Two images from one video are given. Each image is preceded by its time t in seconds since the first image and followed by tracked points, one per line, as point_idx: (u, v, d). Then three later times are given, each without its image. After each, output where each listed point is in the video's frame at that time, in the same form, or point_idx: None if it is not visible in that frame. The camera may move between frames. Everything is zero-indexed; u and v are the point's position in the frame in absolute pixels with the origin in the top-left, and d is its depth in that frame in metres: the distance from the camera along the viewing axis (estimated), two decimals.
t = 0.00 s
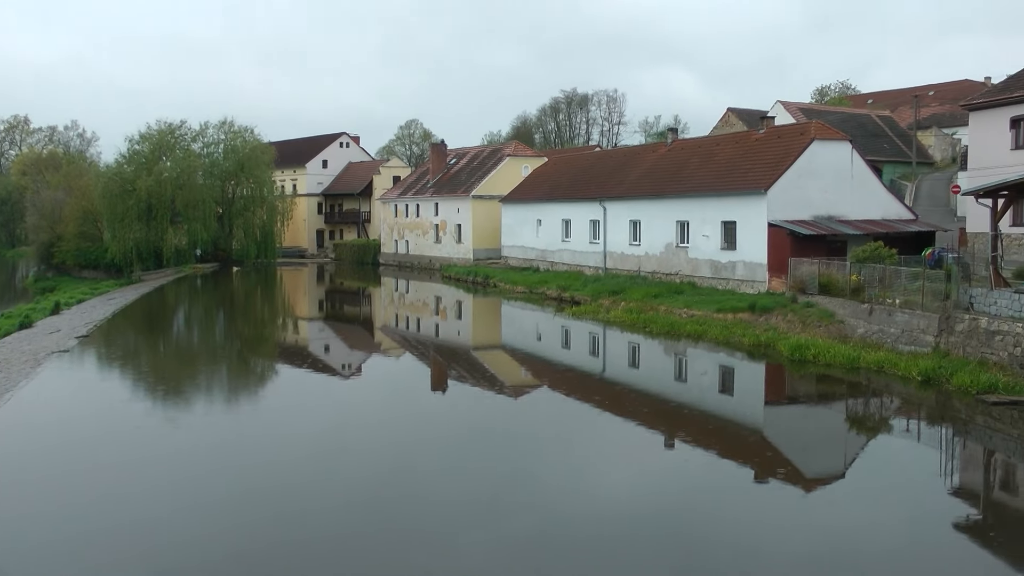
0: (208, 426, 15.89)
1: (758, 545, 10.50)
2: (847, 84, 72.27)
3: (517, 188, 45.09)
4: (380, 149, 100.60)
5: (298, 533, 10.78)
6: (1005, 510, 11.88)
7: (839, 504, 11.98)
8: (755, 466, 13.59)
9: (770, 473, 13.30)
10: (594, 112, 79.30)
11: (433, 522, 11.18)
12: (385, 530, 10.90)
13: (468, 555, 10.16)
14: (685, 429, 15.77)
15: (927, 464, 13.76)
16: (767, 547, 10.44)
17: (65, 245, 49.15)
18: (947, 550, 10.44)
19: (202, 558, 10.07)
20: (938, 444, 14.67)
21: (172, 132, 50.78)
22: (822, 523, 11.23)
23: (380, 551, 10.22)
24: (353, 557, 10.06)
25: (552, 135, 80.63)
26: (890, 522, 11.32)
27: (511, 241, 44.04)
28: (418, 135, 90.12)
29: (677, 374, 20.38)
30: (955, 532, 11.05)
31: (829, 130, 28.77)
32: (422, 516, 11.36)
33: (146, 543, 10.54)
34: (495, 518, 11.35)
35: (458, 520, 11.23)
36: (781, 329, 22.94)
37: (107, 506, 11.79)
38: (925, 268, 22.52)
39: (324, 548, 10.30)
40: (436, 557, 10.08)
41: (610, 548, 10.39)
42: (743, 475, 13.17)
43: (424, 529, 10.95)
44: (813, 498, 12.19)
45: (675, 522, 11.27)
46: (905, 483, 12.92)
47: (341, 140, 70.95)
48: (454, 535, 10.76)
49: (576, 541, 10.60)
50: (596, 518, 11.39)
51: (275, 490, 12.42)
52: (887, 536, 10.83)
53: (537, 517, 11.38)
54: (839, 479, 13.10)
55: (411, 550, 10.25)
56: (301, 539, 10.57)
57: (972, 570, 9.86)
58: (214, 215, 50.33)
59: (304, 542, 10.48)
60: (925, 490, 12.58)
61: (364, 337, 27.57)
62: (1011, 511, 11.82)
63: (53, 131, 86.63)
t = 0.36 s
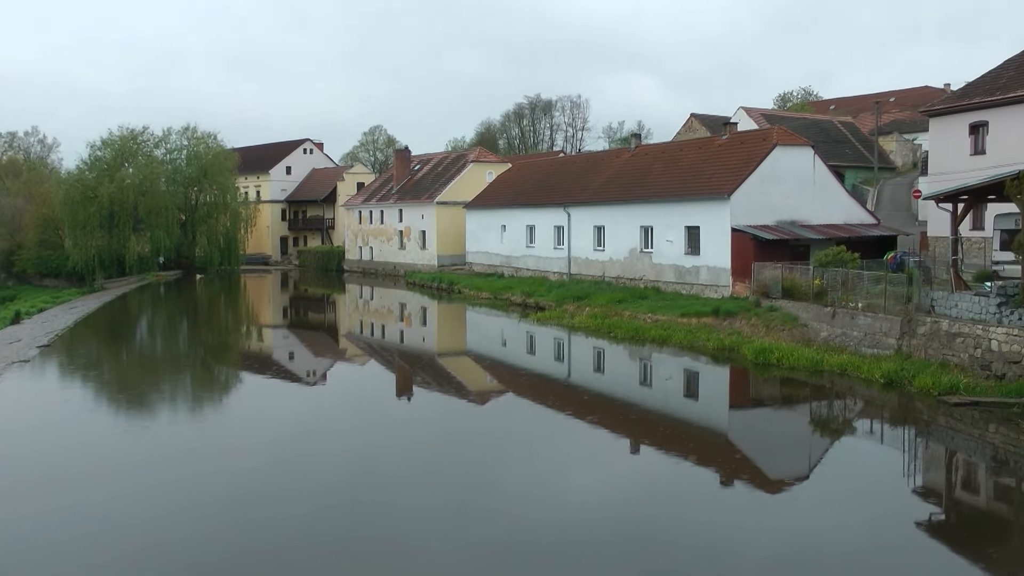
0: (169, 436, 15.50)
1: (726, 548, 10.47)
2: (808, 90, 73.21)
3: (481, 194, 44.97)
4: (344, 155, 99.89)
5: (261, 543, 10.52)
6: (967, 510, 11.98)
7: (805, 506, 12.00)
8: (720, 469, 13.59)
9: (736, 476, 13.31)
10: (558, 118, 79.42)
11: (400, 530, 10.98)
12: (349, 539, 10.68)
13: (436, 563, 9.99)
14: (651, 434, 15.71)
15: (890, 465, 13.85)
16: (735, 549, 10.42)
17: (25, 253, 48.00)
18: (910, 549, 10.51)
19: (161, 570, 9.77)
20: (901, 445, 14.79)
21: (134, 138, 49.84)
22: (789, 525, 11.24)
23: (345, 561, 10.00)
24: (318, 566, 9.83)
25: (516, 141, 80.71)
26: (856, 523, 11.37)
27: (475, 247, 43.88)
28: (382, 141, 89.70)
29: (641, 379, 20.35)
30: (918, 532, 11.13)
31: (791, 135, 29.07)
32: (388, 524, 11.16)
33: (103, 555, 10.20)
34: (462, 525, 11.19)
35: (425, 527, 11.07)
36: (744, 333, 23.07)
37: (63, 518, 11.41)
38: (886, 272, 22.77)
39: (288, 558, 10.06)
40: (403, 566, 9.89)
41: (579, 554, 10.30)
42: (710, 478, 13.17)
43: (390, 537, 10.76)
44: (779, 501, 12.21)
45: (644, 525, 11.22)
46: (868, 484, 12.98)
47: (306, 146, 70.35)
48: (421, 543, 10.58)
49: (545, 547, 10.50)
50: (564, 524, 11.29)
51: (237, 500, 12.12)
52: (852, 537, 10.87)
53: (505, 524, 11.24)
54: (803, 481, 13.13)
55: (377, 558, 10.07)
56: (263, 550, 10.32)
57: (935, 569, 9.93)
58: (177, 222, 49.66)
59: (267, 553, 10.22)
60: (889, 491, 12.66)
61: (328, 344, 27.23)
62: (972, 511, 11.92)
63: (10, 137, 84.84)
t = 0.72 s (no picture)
0: (123, 445, 15.01)
1: (690, 551, 10.37)
2: (765, 96, 74.15)
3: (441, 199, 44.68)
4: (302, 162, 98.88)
5: (215, 553, 10.16)
6: (926, 509, 12.03)
7: (769, 507, 11.95)
8: (682, 473, 13.51)
9: (697, 479, 13.23)
10: (518, 123, 79.40)
11: (359, 537, 10.70)
12: (306, 548, 10.36)
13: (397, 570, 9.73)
14: (613, 438, 15.58)
15: (851, 466, 13.87)
16: (701, 552, 10.31)
17: None
18: (872, 549, 10.52)
19: None
20: (861, 446, 14.83)
21: (91, 144, 48.78)
22: (753, 527, 11.17)
23: (303, 569, 9.69)
24: None
25: (475, 146, 80.49)
26: (818, 523, 11.33)
27: (435, 253, 43.55)
28: (342, 147, 88.89)
29: (602, 383, 20.26)
30: (879, 531, 11.15)
31: (749, 141, 29.32)
32: (347, 532, 10.87)
33: (50, 569, 9.78)
34: (423, 531, 10.95)
35: (385, 535, 10.78)
36: (704, 337, 23.12)
37: (9, 531, 10.94)
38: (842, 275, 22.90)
39: (243, 569, 9.73)
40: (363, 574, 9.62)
41: (543, 559, 10.12)
42: (673, 482, 13.07)
43: (349, 545, 10.47)
44: (743, 502, 12.15)
45: (609, 530, 11.07)
46: (829, 484, 13.00)
47: (264, 152, 69.05)
48: (381, 550, 10.31)
49: (509, 553, 10.29)
50: (527, 529, 11.09)
51: (191, 509, 11.72)
52: (815, 538, 10.84)
53: (467, 530, 11.02)
54: (764, 483, 13.08)
55: (336, 567, 9.77)
56: (218, 560, 9.97)
57: (898, 568, 9.92)
58: (135, 229, 48.42)
59: (221, 563, 9.87)
60: (850, 491, 12.67)
61: (289, 351, 26.77)
62: (932, 510, 11.98)
63: None
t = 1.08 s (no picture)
0: (72, 454, 14.46)
1: (653, 555, 10.18)
2: (725, 100, 74.76)
3: (404, 202, 44.28)
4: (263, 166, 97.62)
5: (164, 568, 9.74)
6: (887, 509, 11.98)
7: (730, 510, 11.79)
8: (644, 476, 13.36)
9: (659, 482, 13.08)
10: (479, 127, 79.18)
11: (315, 548, 10.34)
12: (259, 560, 9.98)
13: None
14: (575, 442, 15.40)
15: (812, 467, 13.79)
16: (662, 558, 10.10)
17: None
18: (835, 550, 10.42)
19: None
20: (822, 447, 14.77)
21: (50, 147, 47.84)
22: (716, 530, 11.00)
23: None
24: None
25: (438, 150, 80.09)
26: (779, 525, 11.21)
27: (397, 256, 43.12)
28: (303, 151, 87.90)
29: (564, 387, 20.11)
30: (841, 532, 11.06)
31: (710, 145, 29.45)
32: (302, 543, 10.50)
33: None
34: (382, 540, 10.63)
35: (340, 546, 10.41)
36: (666, 340, 23.09)
37: None
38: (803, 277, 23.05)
39: None
40: None
41: (504, 566, 9.86)
42: (636, 485, 12.89)
43: (305, 556, 10.11)
44: (705, 506, 11.98)
45: (571, 536, 10.80)
46: (791, 485, 12.91)
47: (226, 155, 68.15)
48: (338, 561, 9.96)
49: (468, 561, 9.99)
50: (488, 536, 10.82)
51: (140, 522, 11.26)
52: (778, 539, 10.71)
53: (427, 538, 10.72)
54: (726, 485, 12.95)
55: None
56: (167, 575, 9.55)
57: (860, 569, 9.83)
58: (95, 233, 47.29)
59: None
60: (811, 492, 12.58)
61: (250, 355, 26.25)
62: (892, 510, 11.92)
63: None
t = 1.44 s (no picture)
0: (29, 462, 13.97)
1: (622, 559, 10.02)
2: (690, 103, 75.27)
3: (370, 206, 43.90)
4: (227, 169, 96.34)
5: None
6: (853, 509, 11.96)
7: (698, 511, 11.70)
8: (611, 478, 13.25)
9: (626, 484, 12.99)
10: (445, 130, 78.91)
11: (278, 557, 10.04)
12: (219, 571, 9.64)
13: None
14: (541, 445, 15.26)
15: (778, 468, 13.75)
16: (629, 561, 9.96)
17: None
18: (804, 550, 10.35)
19: None
20: (788, 448, 14.73)
21: (12, 150, 47.01)
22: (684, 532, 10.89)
23: None
24: None
25: (403, 154, 79.68)
26: (746, 526, 11.13)
27: (363, 260, 42.73)
28: (269, 154, 86.85)
29: (530, 390, 19.99)
30: (810, 532, 11.01)
31: (675, 148, 29.55)
32: (265, 552, 10.19)
33: None
34: (346, 548, 10.34)
35: (302, 554, 10.13)
36: (632, 343, 23.08)
37: None
38: (768, 280, 23.14)
39: None
40: None
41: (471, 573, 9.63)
42: (603, 488, 12.76)
43: (267, 566, 9.80)
44: (673, 508, 11.87)
45: (537, 541, 10.62)
46: (758, 486, 12.86)
47: (189, 159, 67.09)
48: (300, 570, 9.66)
49: (434, 568, 9.75)
50: (454, 542, 10.60)
51: (97, 534, 10.86)
52: (747, 541, 10.62)
53: (393, 545, 10.46)
54: (692, 486, 12.88)
55: None
56: None
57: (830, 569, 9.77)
58: (58, 237, 46.24)
59: None
60: (778, 492, 12.53)
61: (215, 360, 25.76)
62: (858, 510, 11.90)
63: None
